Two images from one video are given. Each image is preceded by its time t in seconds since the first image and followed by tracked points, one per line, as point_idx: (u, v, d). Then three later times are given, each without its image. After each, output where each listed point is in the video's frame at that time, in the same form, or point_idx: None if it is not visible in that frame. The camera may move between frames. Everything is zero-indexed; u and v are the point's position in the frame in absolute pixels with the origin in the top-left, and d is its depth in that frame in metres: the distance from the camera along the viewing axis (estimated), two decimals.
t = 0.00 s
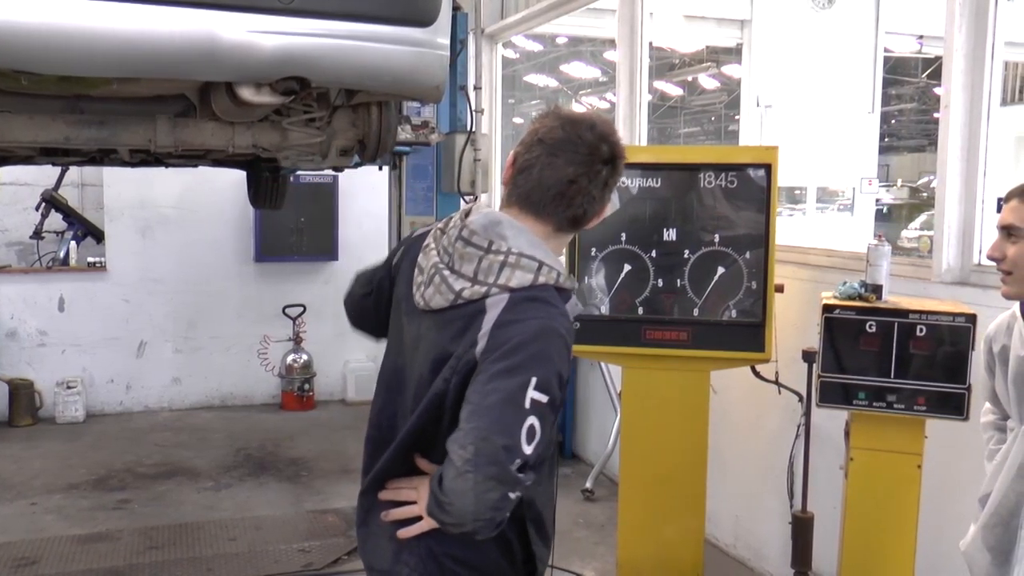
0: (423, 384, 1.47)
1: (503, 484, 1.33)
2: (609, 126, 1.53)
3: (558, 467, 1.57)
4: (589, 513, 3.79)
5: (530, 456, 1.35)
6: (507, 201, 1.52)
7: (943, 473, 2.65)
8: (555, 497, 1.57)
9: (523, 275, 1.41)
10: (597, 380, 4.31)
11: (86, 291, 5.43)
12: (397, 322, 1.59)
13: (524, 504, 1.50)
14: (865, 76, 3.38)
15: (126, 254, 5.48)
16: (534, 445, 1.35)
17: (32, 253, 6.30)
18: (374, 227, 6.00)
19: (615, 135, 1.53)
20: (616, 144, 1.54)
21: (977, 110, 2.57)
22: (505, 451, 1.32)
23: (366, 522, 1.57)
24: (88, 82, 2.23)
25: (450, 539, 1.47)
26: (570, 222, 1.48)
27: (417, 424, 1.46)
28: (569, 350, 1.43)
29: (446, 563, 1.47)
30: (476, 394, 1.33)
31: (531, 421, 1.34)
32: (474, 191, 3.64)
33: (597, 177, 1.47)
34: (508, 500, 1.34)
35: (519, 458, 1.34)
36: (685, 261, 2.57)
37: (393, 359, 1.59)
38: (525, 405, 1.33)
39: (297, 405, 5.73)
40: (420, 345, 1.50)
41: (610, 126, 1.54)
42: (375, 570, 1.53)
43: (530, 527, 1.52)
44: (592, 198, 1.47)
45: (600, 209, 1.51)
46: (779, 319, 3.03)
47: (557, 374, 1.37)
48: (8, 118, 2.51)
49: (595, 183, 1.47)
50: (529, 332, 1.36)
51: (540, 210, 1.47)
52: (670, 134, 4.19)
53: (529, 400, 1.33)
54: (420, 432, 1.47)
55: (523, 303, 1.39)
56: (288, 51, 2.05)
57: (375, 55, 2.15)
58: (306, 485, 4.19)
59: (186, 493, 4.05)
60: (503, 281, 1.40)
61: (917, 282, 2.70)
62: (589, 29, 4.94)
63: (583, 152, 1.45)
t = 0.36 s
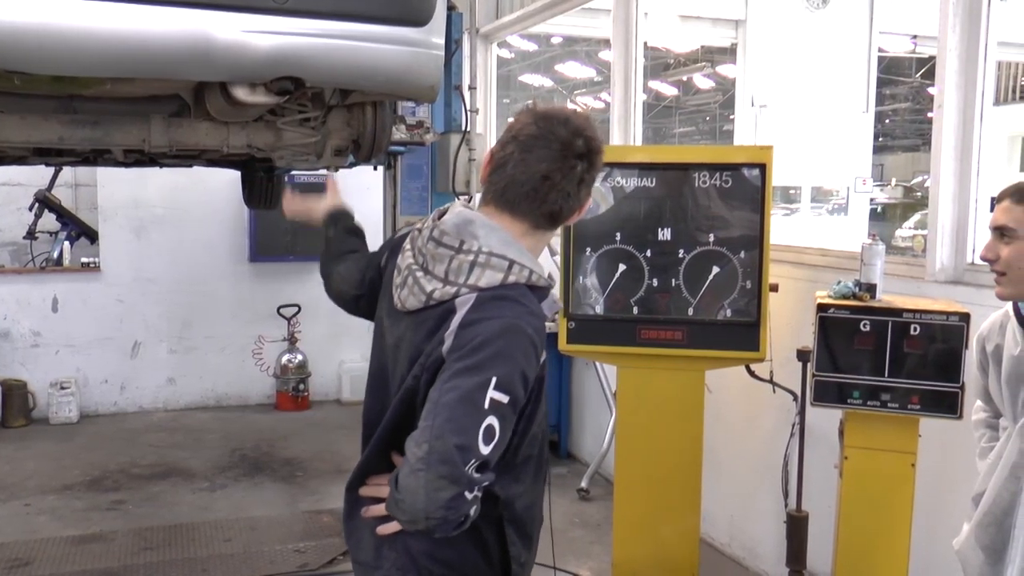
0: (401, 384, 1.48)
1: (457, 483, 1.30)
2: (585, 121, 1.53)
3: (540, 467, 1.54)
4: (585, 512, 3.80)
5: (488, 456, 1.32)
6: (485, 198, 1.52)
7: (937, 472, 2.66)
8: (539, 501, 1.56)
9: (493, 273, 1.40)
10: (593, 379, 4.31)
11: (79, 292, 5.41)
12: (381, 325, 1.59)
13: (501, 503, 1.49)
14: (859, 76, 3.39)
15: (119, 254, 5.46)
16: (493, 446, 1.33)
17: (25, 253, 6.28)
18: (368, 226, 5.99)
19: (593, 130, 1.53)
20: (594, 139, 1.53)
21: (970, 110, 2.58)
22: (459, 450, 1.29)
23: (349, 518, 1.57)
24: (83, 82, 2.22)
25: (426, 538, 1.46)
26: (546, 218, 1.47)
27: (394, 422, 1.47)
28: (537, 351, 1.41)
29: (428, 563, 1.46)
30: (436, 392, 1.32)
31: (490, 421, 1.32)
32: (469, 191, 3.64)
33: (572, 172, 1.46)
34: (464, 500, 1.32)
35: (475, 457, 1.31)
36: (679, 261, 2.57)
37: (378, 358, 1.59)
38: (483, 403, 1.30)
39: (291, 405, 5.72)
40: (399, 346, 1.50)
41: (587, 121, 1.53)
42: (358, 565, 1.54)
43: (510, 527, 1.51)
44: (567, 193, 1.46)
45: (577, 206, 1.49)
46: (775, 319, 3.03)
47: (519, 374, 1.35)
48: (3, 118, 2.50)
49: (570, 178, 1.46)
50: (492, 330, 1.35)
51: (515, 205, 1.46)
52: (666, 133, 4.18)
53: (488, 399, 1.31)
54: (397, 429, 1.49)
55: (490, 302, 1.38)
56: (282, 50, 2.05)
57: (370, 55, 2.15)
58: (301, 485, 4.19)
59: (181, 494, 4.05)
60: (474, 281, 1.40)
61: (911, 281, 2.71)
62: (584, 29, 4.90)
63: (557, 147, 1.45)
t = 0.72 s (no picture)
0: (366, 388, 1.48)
1: (423, 487, 1.30)
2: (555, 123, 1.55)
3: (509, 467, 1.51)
4: (565, 512, 3.80)
5: (452, 459, 1.32)
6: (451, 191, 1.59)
7: (914, 469, 2.69)
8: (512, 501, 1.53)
9: (454, 275, 1.40)
10: (573, 377, 4.32)
11: (55, 293, 5.35)
12: (348, 329, 1.59)
13: (471, 503, 1.46)
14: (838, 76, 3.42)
15: (96, 255, 5.41)
16: (458, 448, 1.33)
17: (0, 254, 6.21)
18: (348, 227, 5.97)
19: (558, 130, 1.54)
20: (564, 142, 1.54)
21: (945, 111, 2.61)
22: (425, 454, 1.29)
23: (321, 521, 1.58)
24: (56, 83, 2.20)
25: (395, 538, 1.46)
26: (484, 202, 1.49)
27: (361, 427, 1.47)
28: (499, 349, 1.40)
29: (400, 563, 1.46)
30: (399, 398, 1.31)
31: (454, 424, 1.32)
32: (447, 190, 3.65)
33: (504, 154, 1.48)
34: (432, 502, 1.32)
35: (440, 460, 1.31)
36: (658, 260, 2.58)
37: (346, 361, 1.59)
38: (446, 406, 1.31)
39: (271, 407, 5.69)
40: (364, 350, 1.50)
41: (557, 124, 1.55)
42: (327, 572, 1.53)
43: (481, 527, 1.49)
44: (499, 174, 1.47)
45: (519, 194, 1.48)
46: (753, 318, 3.05)
47: (482, 374, 1.35)
48: None
49: (503, 157, 1.48)
50: (452, 333, 1.34)
51: (459, 191, 1.52)
52: (645, 133, 4.25)
53: (451, 402, 1.31)
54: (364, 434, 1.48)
55: (452, 303, 1.38)
56: (260, 50, 2.03)
57: (349, 55, 2.14)
58: (281, 487, 4.17)
59: (158, 496, 4.02)
60: (435, 283, 1.40)
61: (888, 280, 2.73)
62: (564, 29, 4.92)
63: (494, 128, 1.51)
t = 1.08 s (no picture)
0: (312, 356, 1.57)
1: (287, 427, 1.34)
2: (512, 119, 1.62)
3: (443, 460, 1.46)
4: (532, 512, 3.81)
5: (325, 405, 1.34)
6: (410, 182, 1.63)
7: (877, 464, 2.72)
8: (452, 503, 1.50)
9: (372, 238, 1.46)
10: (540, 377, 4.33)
11: (18, 295, 5.27)
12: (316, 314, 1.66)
13: (401, 495, 1.46)
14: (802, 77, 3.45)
15: (60, 256, 5.34)
16: (334, 396, 1.34)
17: None
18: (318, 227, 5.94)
19: (514, 124, 1.61)
20: (519, 134, 1.60)
21: (908, 111, 2.64)
22: (291, 393, 1.34)
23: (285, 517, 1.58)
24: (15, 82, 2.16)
25: (345, 532, 1.47)
26: (442, 184, 1.54)
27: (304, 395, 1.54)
28: (404, 316, 1.40)
29: (348, 560, 1.47)
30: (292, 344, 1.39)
31: (330, 370, 1.34)
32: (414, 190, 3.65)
33: (464, 139, 1.54)
34: (300, 445, 1.35)
35: (311, 405, 1.34)
36: (625, 260, 2.59)
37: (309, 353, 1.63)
38: (322, 352, 1.34)
39: (238, 409, 5.65)
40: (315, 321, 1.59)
41: (514, 119, 1.62)
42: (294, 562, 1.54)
43: (414, 527, 1.47)
44: (457, 157, 1.53)
45: (475, 178, 1.53)
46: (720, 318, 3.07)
47: (367, 328, 1.36)
48: None
49: (460, 142, 1.54)
50: (348, 288, 1.39)
51: (417, 176, 1.57)
52: (611, 134, 4.28)
53: (327, 348, 1.34)
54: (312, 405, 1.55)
55: (359, 262, 1.43)
56: (225, 49, 2.02)
57: (315, 55, 2.13)
58: (247, 489, 4.14)
59: (123, 500, 3.97)
60: (354, 242, 1.48)
61: (852, 279, 2.76)
62: (529, 29, 4.92)
63: (453, 117, 1.58)
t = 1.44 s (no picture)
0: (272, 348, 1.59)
1: (202, 389, 1.33)
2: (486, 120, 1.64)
3: (379, 445, 1.45)
4: (497, 512, 3.80)
5: (244, 372, 1.33)
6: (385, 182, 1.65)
7: (839, 461, 2.76)
8: (396, 493, 1.49)
9: (325, 224, 1.50)
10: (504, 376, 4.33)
11: None
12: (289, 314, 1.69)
13: (342, 482, 1.45)
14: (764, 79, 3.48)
15: (18, 258, 5.27)
16: (252, 363, 1.33)
17: None
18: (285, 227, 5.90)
19: (487, 125, 1.62)
20: (491, 134, 1.62)
21: (868, 114, 2.68)
22: (209, 357, 1.33)
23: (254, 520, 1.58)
24: None
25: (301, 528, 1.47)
26: (412, 182, 1.55)
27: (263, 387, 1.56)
28: (338, 298, 1.41)
29: (303, 557, 1.47)
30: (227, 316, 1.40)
31: (251, 338, 1.33)
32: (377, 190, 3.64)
33: (433, 137, 1.56)
34: (214, 407, 1.33)
35: (229, 371, 1.33)
36: (588, 260, 2.60)
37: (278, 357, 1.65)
38: (247, 319, 1.33)
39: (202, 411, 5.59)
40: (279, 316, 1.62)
41: (488, 121, 1.64)
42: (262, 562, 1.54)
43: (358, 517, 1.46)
44: (427, 155, 1.55)
45: (444, 176, 1.55)
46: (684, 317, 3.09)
47: (292, 300, 1.36)
48: None
49: (431, 141, 1.56)
50: (283, 266, 1.41)
51: (389, 175, 1.58)
52: (575, 134, 4.23)
53: (250, 316, 1.34)
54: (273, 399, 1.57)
55: (302, 245, 1.46)
56: (186, 47, 2.00)
57: (276, 54, 2.12)
58: (210, 492, 4.10)
59: (84, 505, 3.92)
60: (306, 229, 1.51)
61: (814, 278, 2.79)
62: (492, 29, 4.91)
63: (425, 117, 1.60)
